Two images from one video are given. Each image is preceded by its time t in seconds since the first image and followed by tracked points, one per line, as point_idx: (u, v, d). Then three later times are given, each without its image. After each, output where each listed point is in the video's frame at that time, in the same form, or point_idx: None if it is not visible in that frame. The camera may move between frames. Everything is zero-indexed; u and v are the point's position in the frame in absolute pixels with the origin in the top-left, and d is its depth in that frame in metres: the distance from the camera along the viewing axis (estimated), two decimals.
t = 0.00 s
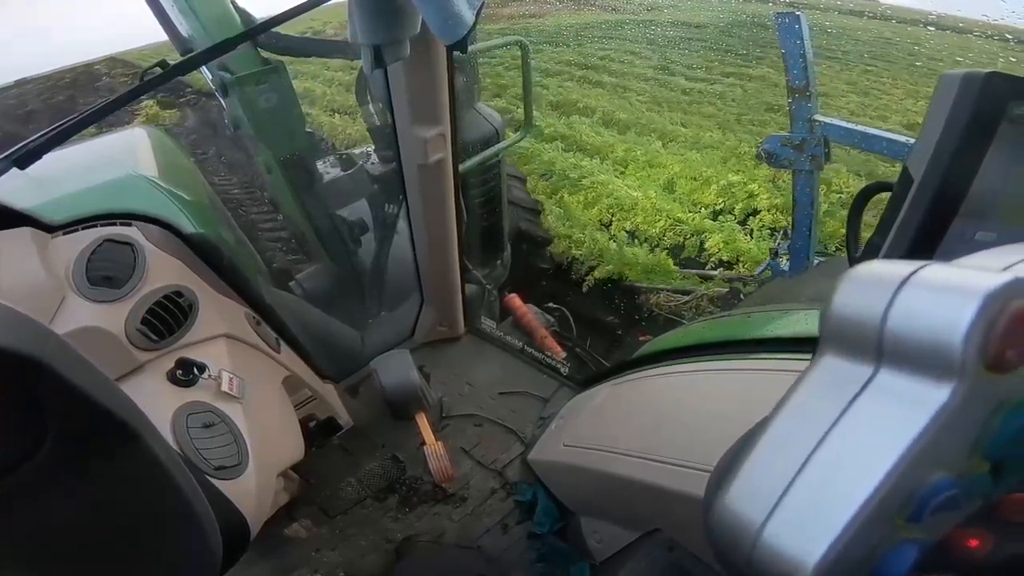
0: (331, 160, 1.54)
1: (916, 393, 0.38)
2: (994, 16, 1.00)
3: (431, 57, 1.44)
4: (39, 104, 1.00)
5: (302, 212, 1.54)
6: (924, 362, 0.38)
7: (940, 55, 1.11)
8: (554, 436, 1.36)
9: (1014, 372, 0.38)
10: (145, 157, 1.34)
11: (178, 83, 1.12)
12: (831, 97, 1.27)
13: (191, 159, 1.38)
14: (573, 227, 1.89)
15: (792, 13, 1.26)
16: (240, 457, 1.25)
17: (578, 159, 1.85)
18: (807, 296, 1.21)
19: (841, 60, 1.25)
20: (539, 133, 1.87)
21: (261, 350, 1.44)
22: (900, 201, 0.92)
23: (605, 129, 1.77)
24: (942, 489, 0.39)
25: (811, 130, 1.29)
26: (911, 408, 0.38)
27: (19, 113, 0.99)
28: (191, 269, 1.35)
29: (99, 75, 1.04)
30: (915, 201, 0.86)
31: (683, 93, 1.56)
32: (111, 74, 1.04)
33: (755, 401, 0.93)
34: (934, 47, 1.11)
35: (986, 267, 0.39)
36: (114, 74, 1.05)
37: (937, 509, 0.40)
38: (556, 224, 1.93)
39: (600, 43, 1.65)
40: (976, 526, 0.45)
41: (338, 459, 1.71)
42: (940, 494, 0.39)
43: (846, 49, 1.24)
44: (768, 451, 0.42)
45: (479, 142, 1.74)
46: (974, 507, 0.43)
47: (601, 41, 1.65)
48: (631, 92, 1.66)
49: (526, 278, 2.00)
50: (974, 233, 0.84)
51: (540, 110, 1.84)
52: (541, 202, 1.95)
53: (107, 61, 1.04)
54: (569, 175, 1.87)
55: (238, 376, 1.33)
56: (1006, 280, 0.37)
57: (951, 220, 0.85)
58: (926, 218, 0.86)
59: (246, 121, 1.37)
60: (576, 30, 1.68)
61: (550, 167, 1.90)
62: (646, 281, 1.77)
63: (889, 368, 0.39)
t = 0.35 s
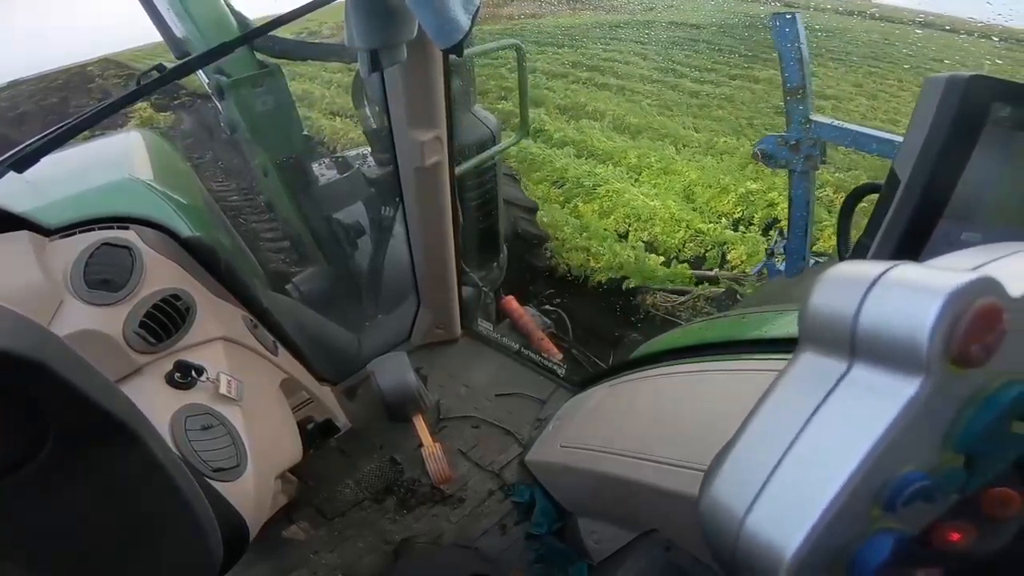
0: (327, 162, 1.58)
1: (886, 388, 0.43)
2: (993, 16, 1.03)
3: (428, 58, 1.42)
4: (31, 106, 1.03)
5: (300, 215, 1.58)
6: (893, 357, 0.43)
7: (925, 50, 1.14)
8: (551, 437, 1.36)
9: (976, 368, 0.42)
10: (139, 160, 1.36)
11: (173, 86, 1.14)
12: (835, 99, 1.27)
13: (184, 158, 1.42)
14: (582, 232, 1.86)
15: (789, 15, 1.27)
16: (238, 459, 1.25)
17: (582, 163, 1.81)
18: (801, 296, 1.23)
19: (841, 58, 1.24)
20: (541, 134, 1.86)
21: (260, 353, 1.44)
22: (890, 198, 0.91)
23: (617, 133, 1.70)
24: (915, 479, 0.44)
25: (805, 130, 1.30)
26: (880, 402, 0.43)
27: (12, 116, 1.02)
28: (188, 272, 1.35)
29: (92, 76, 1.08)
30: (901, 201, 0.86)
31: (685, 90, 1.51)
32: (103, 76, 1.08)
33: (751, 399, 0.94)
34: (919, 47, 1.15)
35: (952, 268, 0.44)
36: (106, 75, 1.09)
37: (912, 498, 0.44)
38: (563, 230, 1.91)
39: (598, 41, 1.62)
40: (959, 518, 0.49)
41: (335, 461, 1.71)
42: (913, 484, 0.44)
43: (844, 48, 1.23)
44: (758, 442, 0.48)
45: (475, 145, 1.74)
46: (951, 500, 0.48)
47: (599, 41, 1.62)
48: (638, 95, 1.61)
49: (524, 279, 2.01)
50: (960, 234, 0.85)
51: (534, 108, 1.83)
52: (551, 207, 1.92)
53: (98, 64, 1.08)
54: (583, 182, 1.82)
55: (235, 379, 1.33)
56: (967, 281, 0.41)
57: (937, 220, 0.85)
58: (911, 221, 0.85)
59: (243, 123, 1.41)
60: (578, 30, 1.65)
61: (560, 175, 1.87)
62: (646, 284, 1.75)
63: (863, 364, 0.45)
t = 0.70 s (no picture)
0: (325, 165, 1.59)
1: (867, 403, 0.43)
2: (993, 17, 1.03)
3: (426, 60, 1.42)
4: (24, 108, 1.07)
5: (298, 219, 1.58)
6: (873, 374, 0.43)
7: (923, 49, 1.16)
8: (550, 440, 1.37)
9: (956, 384, 0.43)
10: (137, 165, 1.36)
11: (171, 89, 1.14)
12: (845, 102, 1.28)
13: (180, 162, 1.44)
14: (586, 238, 1.89)
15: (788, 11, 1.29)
16: (238, 464, 1.25)
17: (587, 167, 1.84)
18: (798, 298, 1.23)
19: (841, 58, 1.26)
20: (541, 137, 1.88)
21: (259, 360, 1.44)
22: (882, 204, 0.90)
23: (631, 140, 1.71)
24: (895, 492, 0.44)
25: (806, 129, 1.33)
26: (860, 417, 0.43)
27: (7, 118, 1.05)
28: (187, 279, 1.35)
29: (86, 77, 1.14)
30: (894, 206, 0.85)
31: (690, 90, 1.55)
32: (96, 77, 1.14)
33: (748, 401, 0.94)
34: (915, 49, 1.17)
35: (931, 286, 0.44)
36: (102, 77, 1.14)
37: (893, 510, 0.44)
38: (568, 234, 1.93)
39: (600, 44, 1.67)
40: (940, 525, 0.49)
41: (334, 466, 1.71)
42: (893, 497, 0.44)
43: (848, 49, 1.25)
44: (738, 455, 0.47)
45: (473, 149, 1.74)
46: (934, 511, 0.47)
47: (602, 43, 1.66)
48: (646, 98, 1.64)
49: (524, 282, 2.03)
50: (952, 239, 0.85)
51: (535, 112, 1.84)
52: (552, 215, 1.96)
53: (88, 66, 1.14)
54: (598, 193, 1.83)
55: (233, 384, 1.33)
56: (946, 298, 0.42)
57: (927, 228, 0.84)
58: (903, 229, 0.84)
59: (240, 128, 1.42)
60: (578, 35, 1.70)
61: (576, 184, 1.88)
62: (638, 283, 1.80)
63: (843, 380, 0.45)
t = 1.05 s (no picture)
0: (327, 165, 1.57)
1: (901, 391, 0.43)
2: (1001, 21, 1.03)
3: (432, 63, 1.43)
4: (22, 108, 1.02)
5: (299, 219, 1.58)
6: (907, 363, 0.43)
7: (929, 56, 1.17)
8: (551, 442, 1.37)
9: (985, 372, 0.43)
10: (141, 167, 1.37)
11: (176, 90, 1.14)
12: (859, 109, 1.29)
13: (182, 163, 1.43)
14: (585, 247, 1.92)
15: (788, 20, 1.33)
16: (243, 465, 1.25)
17: (599, 170, 1.83)
18: (800, 302, 1.24)
19: (849, 63, 1.28)
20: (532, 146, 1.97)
21: (263, 360, 1.45)
22: (890, 208, 0.89)
23: (647, 148, 1.71)
24: (928, 477, 0.45)
25: (805, 134, 1.37)
26: (895, 405, 0.43)
27: (3, 116, 1.01)
28: (193, 278, 1.35)
29: (83, 78, 1.07)
30: (902, 208, 0.85)
31: (701, 93, 1.55)
32: (96, 77, 1.08)
33: (754, 405, 0.94)
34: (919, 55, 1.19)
35: (959, 279, 0.44)
36: (99, 77, 1.09)
37: (926, 494, 0.45)
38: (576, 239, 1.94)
39: (604, 46, 1.66)
40: (964, 514, 0.49)
41: (335, 467, 1.72)
42: (927, 481, 0.45)
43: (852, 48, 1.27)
44: (774, 444, 0.47)
45: (477, 151, 1.75)
46: (958, 497, 0.48)
47: (608, 45, 1.65)
48: (660, 104, 1.63)
49: (522, 283, 2.06)
50: (959, 242, 0.85)
51: (545, 116, 1.88)
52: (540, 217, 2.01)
53: (90, 65, 1.07)
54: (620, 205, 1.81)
55: (238, 383, 1.33)
56: (976, 291, 0.42)
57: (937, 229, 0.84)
58: (911, 230, 0.85)
59: (244, 130, 1.42)
60: (586, 31, 1.67)
61: (591, 191, 1.87)
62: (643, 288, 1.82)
63: (877, 371, 0.45)
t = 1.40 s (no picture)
0: (328, 166, 1.57)
1: (901, 401, 0.42)
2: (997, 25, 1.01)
3: (434, 66, 1.43)
4: (21, 106, 1.02)
5: (300, 219, 1.59)
6: (905, 372, 0.42)
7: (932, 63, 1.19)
8: (550, 445, 1.36)
9: (982, 383, 0.43)
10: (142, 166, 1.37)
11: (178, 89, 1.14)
12: (874, 117, 1.30)
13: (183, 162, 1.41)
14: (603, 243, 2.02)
15: (791, 27, 1.34)
16: (240, 465, 1.25)
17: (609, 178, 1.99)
18: (798, 308, 1.24)
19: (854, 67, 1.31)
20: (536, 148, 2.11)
21: (262, 361, 1.45)
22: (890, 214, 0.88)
23: (666, 156, 1.82)
24: (925, 487, 0.44)
25: (806, 139, 1.37)
26: (895, 415, 0.42)
27: (3, 115, 1.01)
28: (192, 278, 1.35)
29: (84, 76, 1.06)
30: (902, 215, 0.83)
31: (713, 97, 1.65)
32: (96, 76, 1.07)
33: (753, 412, 0.94)
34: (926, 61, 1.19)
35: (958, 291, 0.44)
36: (100, 75, 1.09)
37: (921, 505, 0.44)
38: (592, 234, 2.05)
39: (609, 49, 1.83)
40: (961, 523, 0.49)
41: (333, 468, 1.72)
42: (923, 492, 0.44)
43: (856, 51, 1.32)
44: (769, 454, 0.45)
45: (478, 153, 1.75)
46: (956, 506, 0.47)
47: (618, 57, 1.81)
48: (671, 109, 1.76)
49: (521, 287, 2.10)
50: (958, 249, 0.82)
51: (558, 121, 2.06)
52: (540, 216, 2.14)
53: (90, 63, 1.06)
54: (640, 216, 1.93)
55: (236, 385, 1.33)
56: (975, 302, 0.42)
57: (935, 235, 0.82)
58: (912, 235, 0.83)
59: (246, 130, 1.43)
60: (597, 44, 1.86)
61: (610, 202, 2.01)
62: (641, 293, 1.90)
63: (877, 380, 0.44)
